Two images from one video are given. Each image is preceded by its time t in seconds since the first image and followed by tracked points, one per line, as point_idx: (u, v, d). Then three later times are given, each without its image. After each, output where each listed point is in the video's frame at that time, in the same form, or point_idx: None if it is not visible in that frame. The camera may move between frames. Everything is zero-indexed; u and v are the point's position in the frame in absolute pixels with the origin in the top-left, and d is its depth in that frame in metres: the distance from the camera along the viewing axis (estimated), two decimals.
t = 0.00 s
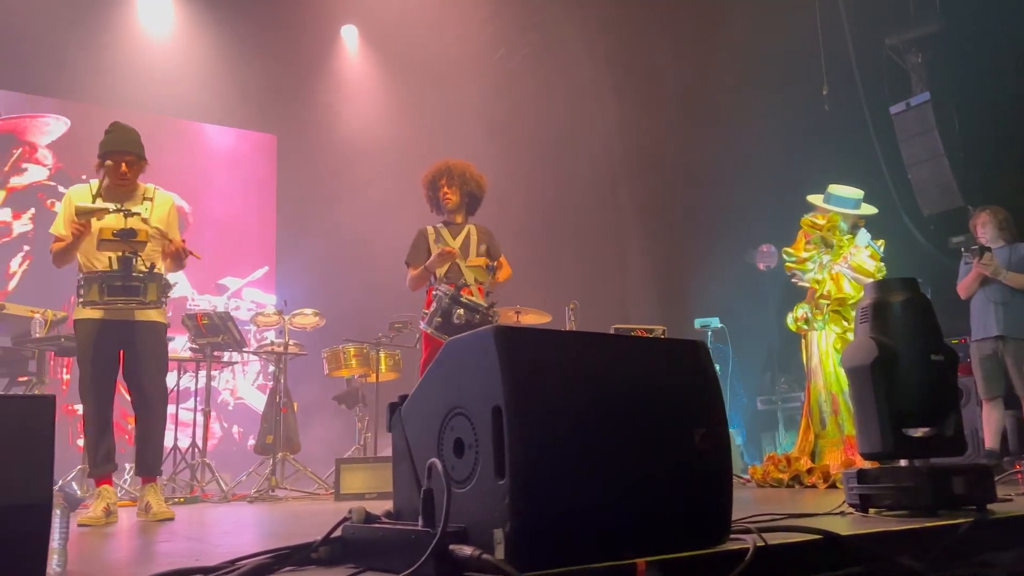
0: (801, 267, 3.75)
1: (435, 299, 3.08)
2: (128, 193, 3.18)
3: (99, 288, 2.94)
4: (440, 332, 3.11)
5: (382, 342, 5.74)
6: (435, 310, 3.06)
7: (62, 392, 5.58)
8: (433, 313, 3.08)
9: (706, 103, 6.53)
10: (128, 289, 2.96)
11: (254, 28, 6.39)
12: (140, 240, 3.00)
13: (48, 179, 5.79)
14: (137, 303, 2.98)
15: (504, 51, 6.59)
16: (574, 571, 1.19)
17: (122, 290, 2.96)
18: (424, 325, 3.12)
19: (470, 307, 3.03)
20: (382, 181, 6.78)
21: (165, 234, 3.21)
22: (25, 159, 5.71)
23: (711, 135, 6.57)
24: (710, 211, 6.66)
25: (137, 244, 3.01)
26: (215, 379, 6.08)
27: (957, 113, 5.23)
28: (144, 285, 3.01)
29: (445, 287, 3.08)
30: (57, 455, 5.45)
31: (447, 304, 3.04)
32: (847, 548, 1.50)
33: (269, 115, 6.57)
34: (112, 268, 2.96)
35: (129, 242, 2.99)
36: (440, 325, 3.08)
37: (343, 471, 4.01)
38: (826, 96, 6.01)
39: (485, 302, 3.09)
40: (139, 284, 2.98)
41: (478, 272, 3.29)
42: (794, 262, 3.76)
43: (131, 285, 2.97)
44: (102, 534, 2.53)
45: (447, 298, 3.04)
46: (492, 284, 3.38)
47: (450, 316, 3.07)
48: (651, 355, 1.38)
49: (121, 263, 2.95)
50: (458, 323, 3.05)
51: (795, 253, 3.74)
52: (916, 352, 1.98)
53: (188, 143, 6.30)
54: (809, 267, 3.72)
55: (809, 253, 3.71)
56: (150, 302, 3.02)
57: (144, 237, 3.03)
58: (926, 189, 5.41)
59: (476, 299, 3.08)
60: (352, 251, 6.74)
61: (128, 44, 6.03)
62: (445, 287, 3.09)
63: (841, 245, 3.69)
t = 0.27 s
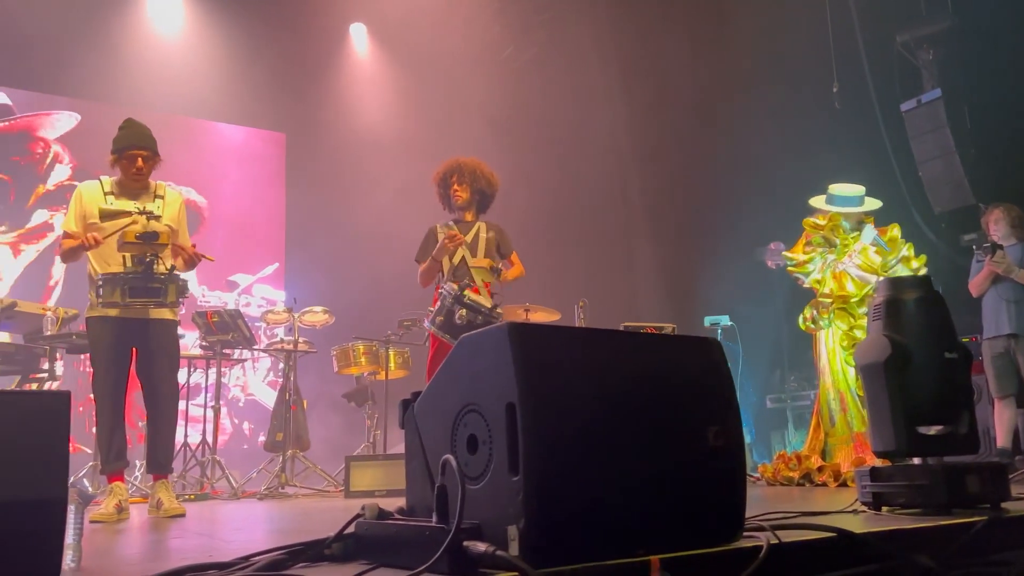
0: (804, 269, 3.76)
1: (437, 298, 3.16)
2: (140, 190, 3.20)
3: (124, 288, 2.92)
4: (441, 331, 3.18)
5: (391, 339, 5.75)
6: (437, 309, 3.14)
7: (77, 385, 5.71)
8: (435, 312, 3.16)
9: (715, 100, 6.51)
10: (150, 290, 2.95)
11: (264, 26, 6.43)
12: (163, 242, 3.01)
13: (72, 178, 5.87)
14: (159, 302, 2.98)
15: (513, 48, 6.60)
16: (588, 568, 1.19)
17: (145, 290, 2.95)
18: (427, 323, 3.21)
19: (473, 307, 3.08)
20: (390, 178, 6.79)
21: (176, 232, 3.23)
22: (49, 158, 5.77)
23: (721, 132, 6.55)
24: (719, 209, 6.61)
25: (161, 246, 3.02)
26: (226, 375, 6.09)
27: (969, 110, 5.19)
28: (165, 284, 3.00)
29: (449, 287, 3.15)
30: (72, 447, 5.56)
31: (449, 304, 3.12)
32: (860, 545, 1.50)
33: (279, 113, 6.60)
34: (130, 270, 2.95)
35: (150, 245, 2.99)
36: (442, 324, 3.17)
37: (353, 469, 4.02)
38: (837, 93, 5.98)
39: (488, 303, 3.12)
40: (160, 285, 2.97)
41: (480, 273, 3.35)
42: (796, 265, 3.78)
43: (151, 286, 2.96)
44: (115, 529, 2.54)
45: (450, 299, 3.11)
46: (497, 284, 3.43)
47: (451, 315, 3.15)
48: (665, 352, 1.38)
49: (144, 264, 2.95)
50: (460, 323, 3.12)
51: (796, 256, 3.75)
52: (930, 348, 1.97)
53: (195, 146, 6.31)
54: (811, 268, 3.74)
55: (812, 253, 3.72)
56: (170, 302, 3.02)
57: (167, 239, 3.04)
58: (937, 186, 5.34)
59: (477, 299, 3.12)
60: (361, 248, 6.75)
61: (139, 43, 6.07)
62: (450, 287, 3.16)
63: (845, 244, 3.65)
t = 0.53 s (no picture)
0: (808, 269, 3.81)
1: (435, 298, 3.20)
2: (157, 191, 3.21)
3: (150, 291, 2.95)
4: (440, 331, 3.20)
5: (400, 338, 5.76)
6: (433, 309, 3.17)
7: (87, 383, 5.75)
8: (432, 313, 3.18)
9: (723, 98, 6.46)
10: (177, 293, 2.99)
11: (272, 25, 6.43)
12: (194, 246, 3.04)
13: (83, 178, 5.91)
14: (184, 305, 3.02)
15: (521, 46, 6.59)
16: (600, 567, 1.19)
17: (170, 292, 2.98)
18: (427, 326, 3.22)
19: (468, 305, 3.11)
20: (398, 177, 6.79)
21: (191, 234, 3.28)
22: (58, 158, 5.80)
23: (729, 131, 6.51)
24: (727, 207, 6.56)
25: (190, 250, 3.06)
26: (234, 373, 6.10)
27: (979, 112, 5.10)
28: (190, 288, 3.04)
29: (448, 286, 3.17)
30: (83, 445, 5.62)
31: (445, 303, 3.15)
32: (872, 545, 1.49)
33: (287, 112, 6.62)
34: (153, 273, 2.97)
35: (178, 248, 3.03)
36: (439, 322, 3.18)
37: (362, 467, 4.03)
38: (846, 91, 5.95)
39: (486, 300, 3.13)
40: (187, 288, 3.02)
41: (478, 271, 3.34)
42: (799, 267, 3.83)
43: (178, 288, 2.99)
44: (126, 527, 2.55)
45: (445, 299, 3.14)
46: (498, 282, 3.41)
47: (449, 314, 3.16)
48: (677, 351, 1.37)
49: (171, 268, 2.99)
50: (456, 322, 3.15)
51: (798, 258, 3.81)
52: (941, 347, 1.96)
53: (206, 146, 6.35)
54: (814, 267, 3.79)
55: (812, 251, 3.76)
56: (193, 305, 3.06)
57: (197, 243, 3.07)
58: (947, 186, 5.33)
59: (475, 297, 3.13)
60: (369, 247, 6.76)
61: (148, 42, 6.09)
62: (447, 286, 3.19)
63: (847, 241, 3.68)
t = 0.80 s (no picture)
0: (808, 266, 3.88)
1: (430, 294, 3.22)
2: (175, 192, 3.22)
3: (176, 288, 2.91)
4: (433, 329, 3.22)
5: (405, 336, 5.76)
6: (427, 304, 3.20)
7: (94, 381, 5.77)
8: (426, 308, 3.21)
9: (728, 96, 6.43)
10: (200, 290, 2.97)
11: (278, 23, 6.43)
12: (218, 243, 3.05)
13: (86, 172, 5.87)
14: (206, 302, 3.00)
15: (526, 44, 6.57)
16: (607, 567, 1.19)
17: (191, 290, 2.95)
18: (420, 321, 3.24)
19: (457, 301, 3.13)
20: (403, 175, 6.79)
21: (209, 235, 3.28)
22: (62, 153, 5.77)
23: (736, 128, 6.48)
24: (734, 205, 6.53)
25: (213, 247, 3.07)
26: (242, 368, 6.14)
27: (987, 108, 5.08)
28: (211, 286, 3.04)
29: (440, 283, 3.19)
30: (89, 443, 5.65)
31: (438, 299, 3.17)
32: (880, 544, 1.48)
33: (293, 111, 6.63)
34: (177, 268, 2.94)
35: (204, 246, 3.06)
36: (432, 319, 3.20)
37: (367, 465, 4.04)
38: (853, 88, 5.90)
39: (480, 296, 3.16)
40: (209, 286, 3.02)
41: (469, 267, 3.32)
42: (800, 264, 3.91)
43: (201, 286, 2.98)
44: (135, 526, 2.57)
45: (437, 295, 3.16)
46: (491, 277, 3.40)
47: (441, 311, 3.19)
48: (685, 350, 1.37)
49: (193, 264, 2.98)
50: (448, 318, 3.17)
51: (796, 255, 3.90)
52: (949, 346, 1.95)
53: (217, 146, 6.36)
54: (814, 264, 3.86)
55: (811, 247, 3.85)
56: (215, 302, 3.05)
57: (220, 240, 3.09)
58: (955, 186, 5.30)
59: (469, 293, 3.16)
60: (375, 245, 6.76)
61: (153, 41, 6.10)
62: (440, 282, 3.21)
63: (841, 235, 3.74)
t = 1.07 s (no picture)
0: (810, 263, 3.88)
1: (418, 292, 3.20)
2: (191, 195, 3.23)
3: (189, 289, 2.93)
4: (421, 326, 3.20)
5: (405, 335, 5.75)
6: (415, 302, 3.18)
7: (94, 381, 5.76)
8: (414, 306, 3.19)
9: (729, 95, 6.43)
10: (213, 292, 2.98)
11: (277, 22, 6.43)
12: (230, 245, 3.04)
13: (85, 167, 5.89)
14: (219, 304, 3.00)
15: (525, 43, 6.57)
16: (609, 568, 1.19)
17: (205, 292, 2.96)
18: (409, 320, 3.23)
19: (448, 297, 3.12)
20: (403, 174, 6.77)
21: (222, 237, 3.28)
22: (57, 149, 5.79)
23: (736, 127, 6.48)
24: (735, 204, 6.53)
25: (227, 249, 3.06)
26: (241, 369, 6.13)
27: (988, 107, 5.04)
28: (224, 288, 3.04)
29: (428, 280, 3.18)
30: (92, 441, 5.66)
31: (426, 296, 3.14)
32: (881, 545, 1.48)
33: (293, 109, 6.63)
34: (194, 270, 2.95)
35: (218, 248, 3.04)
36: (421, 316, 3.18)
37: (368, 464, 4.04)
38: (853, 87, 5.90)
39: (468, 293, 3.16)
40: (222, 288, 3.02)
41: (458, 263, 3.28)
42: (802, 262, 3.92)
43: (214, 287, 2.99)
44: (136, 525, 2.57)
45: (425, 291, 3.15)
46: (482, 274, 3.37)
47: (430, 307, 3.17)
48: (685, 350, 1.37)
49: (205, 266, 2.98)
50: (437, 315, 3.15)
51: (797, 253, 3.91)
52: (950, 346, 1.95)
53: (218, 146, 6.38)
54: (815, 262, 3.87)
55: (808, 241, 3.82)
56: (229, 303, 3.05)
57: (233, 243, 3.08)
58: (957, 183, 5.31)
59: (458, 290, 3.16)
60: (375, 244, 6.75)
61: (153, 40, 6.11)
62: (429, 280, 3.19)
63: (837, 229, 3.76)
